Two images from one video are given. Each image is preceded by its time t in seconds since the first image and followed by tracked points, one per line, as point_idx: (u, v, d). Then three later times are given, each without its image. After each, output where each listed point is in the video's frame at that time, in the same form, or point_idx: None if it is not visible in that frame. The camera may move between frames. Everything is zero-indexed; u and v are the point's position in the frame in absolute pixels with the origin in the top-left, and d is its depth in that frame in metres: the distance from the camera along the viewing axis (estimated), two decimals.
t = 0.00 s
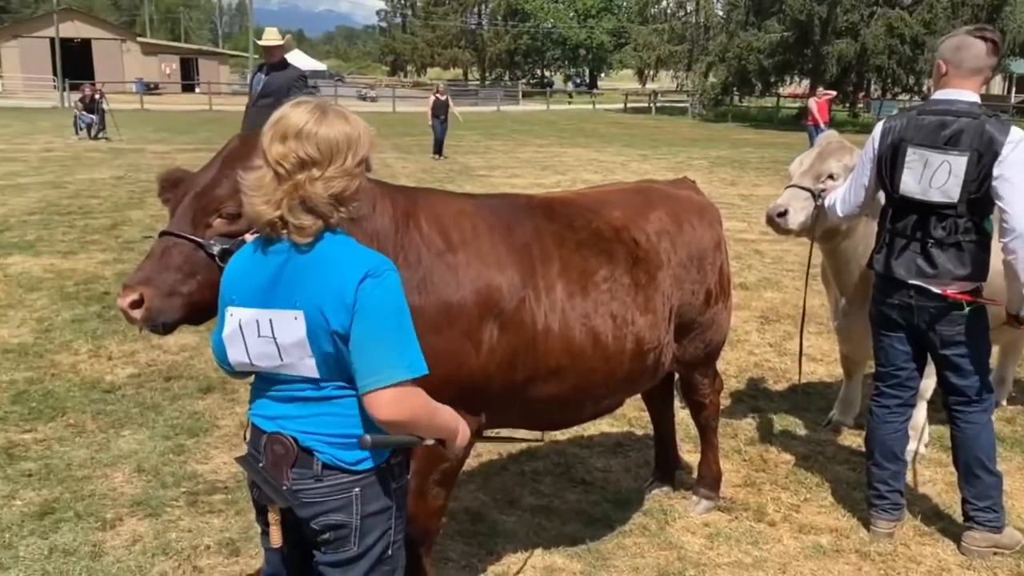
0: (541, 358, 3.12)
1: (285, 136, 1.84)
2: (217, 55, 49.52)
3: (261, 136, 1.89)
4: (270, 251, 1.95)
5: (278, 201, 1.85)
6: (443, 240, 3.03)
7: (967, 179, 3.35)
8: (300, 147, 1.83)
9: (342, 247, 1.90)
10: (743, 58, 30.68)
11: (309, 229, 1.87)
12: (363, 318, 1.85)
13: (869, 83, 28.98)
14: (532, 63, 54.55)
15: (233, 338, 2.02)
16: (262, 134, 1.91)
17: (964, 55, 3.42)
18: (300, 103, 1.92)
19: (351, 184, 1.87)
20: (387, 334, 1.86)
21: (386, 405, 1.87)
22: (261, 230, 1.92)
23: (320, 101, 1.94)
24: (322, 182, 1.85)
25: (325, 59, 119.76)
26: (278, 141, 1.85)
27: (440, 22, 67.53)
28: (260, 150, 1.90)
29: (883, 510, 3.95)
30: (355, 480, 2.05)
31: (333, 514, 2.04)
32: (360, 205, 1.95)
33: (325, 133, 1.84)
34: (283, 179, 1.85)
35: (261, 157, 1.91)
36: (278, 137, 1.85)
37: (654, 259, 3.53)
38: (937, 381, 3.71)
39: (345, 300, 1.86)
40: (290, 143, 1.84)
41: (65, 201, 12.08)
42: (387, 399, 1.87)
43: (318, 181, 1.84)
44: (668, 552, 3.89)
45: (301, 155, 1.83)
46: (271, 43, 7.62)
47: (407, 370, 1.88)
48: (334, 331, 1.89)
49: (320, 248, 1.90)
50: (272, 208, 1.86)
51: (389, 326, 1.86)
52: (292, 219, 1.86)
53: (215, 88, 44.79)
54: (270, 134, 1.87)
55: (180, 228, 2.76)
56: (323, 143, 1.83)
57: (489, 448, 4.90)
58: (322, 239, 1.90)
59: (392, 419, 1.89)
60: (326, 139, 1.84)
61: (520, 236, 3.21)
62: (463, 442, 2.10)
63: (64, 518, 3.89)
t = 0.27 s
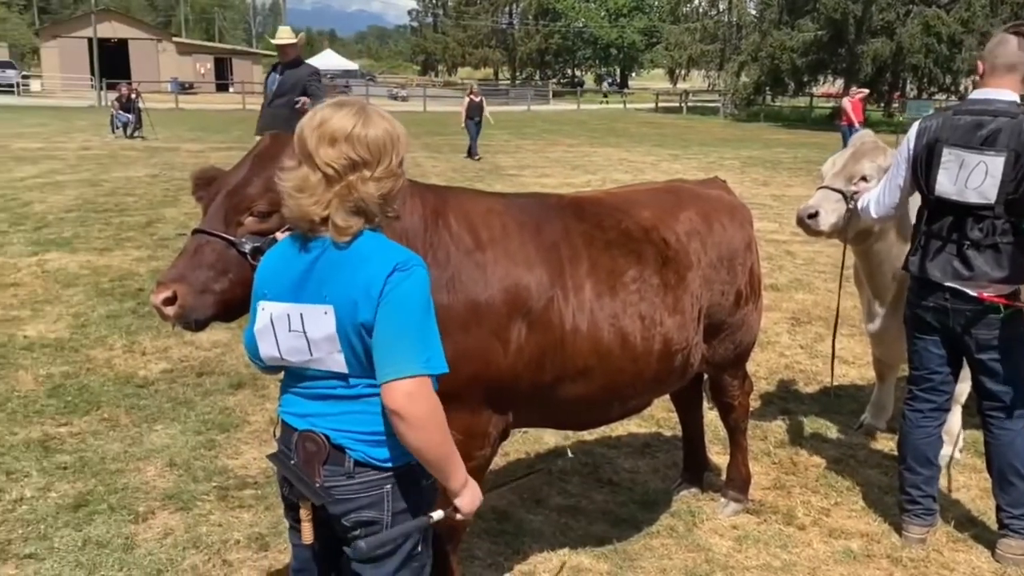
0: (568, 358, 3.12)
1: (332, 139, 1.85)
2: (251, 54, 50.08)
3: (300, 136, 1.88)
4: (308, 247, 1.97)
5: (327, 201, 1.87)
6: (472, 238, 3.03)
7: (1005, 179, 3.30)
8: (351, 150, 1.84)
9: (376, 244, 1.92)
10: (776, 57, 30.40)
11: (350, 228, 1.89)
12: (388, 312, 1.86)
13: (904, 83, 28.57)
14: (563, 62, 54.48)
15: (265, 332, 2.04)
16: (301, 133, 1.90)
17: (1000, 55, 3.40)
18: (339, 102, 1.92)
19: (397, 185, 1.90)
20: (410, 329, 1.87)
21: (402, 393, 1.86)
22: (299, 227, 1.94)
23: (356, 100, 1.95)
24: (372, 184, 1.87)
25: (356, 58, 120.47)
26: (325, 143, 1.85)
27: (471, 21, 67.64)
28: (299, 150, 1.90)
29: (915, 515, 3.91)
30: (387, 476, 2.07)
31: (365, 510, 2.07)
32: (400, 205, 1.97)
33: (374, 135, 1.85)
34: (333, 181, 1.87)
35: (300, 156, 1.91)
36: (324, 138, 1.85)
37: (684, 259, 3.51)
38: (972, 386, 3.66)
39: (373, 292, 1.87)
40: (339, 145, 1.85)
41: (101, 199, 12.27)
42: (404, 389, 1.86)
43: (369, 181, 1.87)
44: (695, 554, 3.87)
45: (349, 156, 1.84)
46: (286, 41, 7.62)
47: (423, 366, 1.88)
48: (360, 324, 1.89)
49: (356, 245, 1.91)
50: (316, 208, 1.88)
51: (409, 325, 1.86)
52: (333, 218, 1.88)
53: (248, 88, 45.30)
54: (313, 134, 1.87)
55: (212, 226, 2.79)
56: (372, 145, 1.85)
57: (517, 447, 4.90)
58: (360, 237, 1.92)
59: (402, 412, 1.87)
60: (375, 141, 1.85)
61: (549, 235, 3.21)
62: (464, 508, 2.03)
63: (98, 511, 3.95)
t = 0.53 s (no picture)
0: (592, 357, 3.12)
1: (364, 139, 1.88)
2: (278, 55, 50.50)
3: (331, 135, 1.91)
4: (338, 246, 1.99)
5: (359, 200, 1.90)
6: (495, 237, 3.04)
7: None
8: (384, 150, 1.87)
9: (407, 245, 1.94)
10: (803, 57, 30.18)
11: (383, 228, 1.91)
12: (433, 317, 1.90)
13: (935, 82, 28.25)
14: (589, 62, 54.41)
15: (290, 328, 2.06)
16: (331, 133, 1.92)
17: None
18: (366, 101, 1.95)
19: (425, 184, 1.94)
20: (457, 333, 1.92)
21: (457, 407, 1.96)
22: (329, 226, 1.95)
23: (381, 99, 1.98)
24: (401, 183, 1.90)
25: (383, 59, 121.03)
26: (357, 143, 1.88)
27: (496, 21, 67.74)
28: (329, 149, 1.92)
29: (942, 519, 3.86)
30: (406, 477, 2.08)
31: (384, 511, 2.08)
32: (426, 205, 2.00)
33: (405, 135, 1.89)
34: (364, 181, 1.89)
35: (329, 156, 1.93)
36: (355, 138, 1.88)
37: (708, 259, 3.50)
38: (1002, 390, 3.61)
39: (414, 302, 1.90)
40: (372, 146, 1.87)
41: (131, 197, 12.43)
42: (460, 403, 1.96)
43: (401, 181, 1.90)
44: (718, 555, 3.85)
45: (382, 156, 1.88)
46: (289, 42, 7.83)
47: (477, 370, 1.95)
48: (400, 327, 1.93)
49: (389, 247, 1.93)
50: (348, 208, 1.90)
51: (453, 330, 1.91)
52: (365, 217, 1.90)
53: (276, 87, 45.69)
54: (344, 134, 1.89)
55: (240, 227, 2.82)
56: (403, 145, 1.89)
57: (539, 446, 4.90)
58: (392, 237, 1.94)
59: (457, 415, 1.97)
60: (406, 141, 1.89)
61: (573, 234, 3.21)
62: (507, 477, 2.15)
63: (126, 504, 4.00)
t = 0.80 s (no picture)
0: (609, 356, 3.12)
1: (390, 139, 1.90)
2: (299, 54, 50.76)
3: (358, 135, 1.93)
4: (364, 244, 1.98)
5: (387, 199, 1.91)
6: (513, 236, 3.05)
7: None
8: (410, 149, 1.90)
9: (435, 245, 1.96)
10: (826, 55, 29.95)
11: (413, 227, 1.92)
12: (476, 317, 1.95)
13: (960, 81, 27.94)
14: (609, 61, 54.29)
15: (312, 324, 2.05)
16: (357, 133, 1.94)
17: None
18: (389, 101, 1.97)
19: (450, 183, 1.96)
20: (500, 331, 1.98)
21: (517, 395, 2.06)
22: (357, 225, 1.95)
23: (403, 99, 2.00)
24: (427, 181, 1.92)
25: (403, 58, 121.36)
26: (384, 143, 1.89)
27: (517, 20, 67.73)
28: (356, 150, 1.94)
29: (964, 523, 3.82)
30: (418, 478, 2.09)
31: (394, 512, 2.08)
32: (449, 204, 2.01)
33: (431, 134, 1.91)
34: (391, 181, 1.91)
35: (356, 156, 1.94)
36: (382, 138, 1.90)
37: (728, 259, 3.49)
38: None
39: (451, 302, 1.93)
40: (399, 145, 1.89)
41: (154, 196, 12.54)
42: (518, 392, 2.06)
43: (427, 181, 1.92)
44: (737, 557, 3.84)
45: (409, 156, 1.90)
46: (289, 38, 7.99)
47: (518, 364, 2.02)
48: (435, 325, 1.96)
49: (419, 247, 1.95)
50: (376, 207, 1.91)
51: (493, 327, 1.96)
52: (393, 215, 1.91)
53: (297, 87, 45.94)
54: (371, 134, 1.91)
55: (261, 227, 2.84)
56: (430, 144, 1.91)
57: (557, 446, 4.90)
58: (421, 237, 1.96)
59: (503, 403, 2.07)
60: (432, 140, 1.91)
61: (591, 233, 3.21)
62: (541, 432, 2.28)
63: (147, 500, 4.04)
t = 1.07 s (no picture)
0: (623, 356, 3.11)
1: (413, 139, 1.89)
2: (315, 54, 50.93)
3: (380, 134, 1.92)
4: (383, 240, 1.98)
5: (408, 199, 1.91)
6: (527, 235, 3.04)
7: None
8: (432, 149, 1.89)
9: (452, 246, 1.96)
10: (843, 54, 29.79)
11: (432, 227, 1.92)
12: (476, 318, 1.93)
13: (979, 81, 27.71)
14: (625, 60, 54.20)
15: (328, 321, 2.05)
16: (379, 132, 1.93)
17: None
18: (412, 101, 1.96)
19: (471, 184, 1.95)
20: (500, 336, 1.95)
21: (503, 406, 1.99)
22: (376, 223, 1.95)
23: (427, 98, 1.99)
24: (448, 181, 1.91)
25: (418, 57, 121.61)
26: (407, 143, 1.89)
27: (532, 19, 67.68)
28: (378, 149, 1.93)
29: (981, 526, 3.79)
30: (436, 477, 2.08)
31: (413, 510, 2.08)
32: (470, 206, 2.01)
33: (453, 134, 1.90)
34: (413, 180, 1.90)
35: (378, 154, 1.93)
36: (404, 137, 1.89)
37: (743, 259, 3.47)
38: None
39: (454, 299, 1.92)
40: (420, 145, 1.89)
41: (170, 194, 12.61)
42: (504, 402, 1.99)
43: (447, 181, 1.91)
44: (751, 558, 3.82)
45: (430, 155, 1.89)
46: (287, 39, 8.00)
47: (516, 373, 1.98)
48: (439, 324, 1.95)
49: (434, 247, 1.95)
50: (398, 206, 1.91)
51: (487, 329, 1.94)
52: (412, 214, 1.91)
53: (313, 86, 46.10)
54: (393, 134, 1.91)
55: (276, 224, 2.85)
56: (452, 144, 1.90)
57: (570, 446, 4.89)
58: (437, 238, 1.95)
59: (506, 417, 1.99)
60: (454, 140, 1.90)
61: (604, 233, 3.20)
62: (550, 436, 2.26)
63: (162, 497, 4.06)
